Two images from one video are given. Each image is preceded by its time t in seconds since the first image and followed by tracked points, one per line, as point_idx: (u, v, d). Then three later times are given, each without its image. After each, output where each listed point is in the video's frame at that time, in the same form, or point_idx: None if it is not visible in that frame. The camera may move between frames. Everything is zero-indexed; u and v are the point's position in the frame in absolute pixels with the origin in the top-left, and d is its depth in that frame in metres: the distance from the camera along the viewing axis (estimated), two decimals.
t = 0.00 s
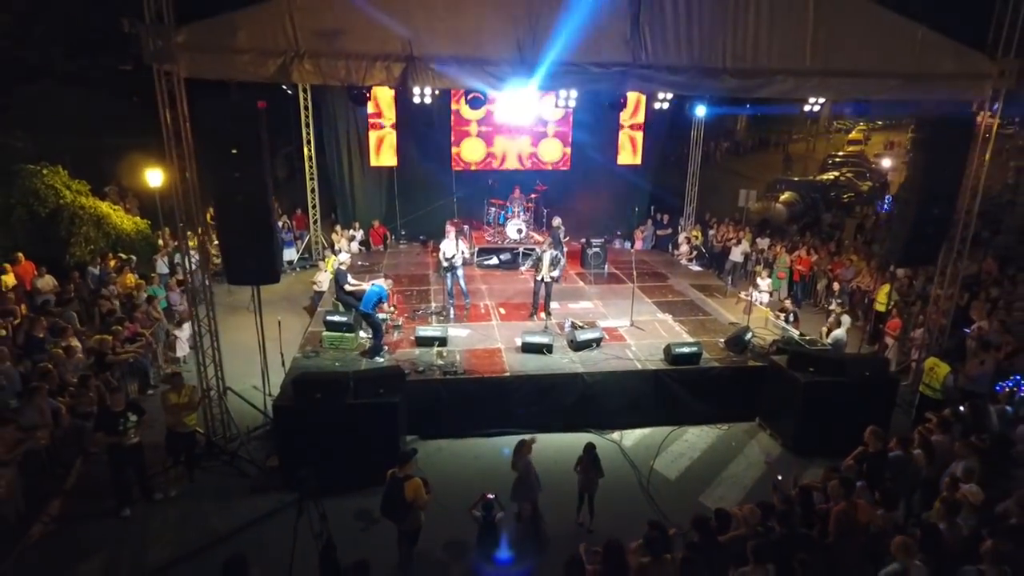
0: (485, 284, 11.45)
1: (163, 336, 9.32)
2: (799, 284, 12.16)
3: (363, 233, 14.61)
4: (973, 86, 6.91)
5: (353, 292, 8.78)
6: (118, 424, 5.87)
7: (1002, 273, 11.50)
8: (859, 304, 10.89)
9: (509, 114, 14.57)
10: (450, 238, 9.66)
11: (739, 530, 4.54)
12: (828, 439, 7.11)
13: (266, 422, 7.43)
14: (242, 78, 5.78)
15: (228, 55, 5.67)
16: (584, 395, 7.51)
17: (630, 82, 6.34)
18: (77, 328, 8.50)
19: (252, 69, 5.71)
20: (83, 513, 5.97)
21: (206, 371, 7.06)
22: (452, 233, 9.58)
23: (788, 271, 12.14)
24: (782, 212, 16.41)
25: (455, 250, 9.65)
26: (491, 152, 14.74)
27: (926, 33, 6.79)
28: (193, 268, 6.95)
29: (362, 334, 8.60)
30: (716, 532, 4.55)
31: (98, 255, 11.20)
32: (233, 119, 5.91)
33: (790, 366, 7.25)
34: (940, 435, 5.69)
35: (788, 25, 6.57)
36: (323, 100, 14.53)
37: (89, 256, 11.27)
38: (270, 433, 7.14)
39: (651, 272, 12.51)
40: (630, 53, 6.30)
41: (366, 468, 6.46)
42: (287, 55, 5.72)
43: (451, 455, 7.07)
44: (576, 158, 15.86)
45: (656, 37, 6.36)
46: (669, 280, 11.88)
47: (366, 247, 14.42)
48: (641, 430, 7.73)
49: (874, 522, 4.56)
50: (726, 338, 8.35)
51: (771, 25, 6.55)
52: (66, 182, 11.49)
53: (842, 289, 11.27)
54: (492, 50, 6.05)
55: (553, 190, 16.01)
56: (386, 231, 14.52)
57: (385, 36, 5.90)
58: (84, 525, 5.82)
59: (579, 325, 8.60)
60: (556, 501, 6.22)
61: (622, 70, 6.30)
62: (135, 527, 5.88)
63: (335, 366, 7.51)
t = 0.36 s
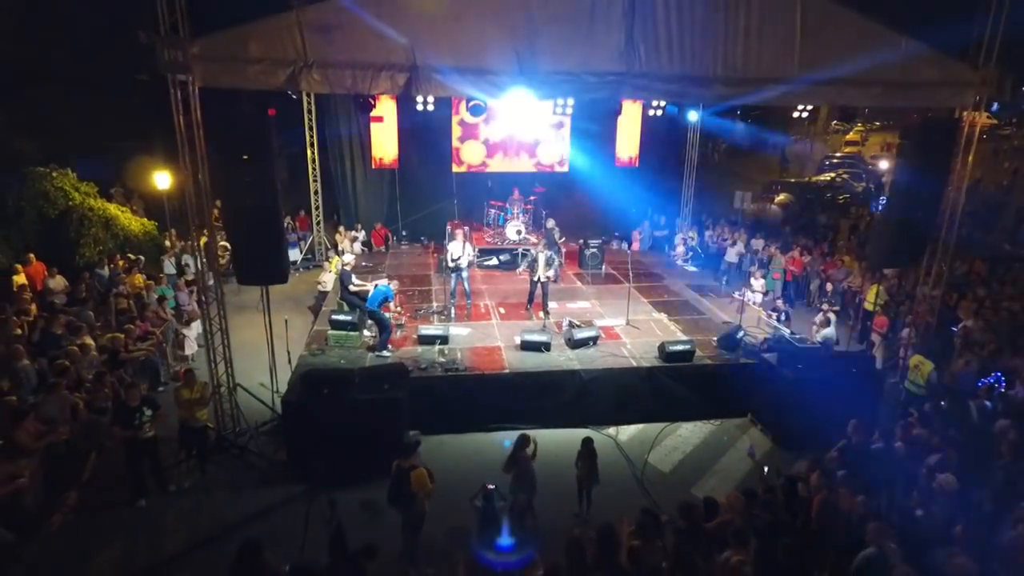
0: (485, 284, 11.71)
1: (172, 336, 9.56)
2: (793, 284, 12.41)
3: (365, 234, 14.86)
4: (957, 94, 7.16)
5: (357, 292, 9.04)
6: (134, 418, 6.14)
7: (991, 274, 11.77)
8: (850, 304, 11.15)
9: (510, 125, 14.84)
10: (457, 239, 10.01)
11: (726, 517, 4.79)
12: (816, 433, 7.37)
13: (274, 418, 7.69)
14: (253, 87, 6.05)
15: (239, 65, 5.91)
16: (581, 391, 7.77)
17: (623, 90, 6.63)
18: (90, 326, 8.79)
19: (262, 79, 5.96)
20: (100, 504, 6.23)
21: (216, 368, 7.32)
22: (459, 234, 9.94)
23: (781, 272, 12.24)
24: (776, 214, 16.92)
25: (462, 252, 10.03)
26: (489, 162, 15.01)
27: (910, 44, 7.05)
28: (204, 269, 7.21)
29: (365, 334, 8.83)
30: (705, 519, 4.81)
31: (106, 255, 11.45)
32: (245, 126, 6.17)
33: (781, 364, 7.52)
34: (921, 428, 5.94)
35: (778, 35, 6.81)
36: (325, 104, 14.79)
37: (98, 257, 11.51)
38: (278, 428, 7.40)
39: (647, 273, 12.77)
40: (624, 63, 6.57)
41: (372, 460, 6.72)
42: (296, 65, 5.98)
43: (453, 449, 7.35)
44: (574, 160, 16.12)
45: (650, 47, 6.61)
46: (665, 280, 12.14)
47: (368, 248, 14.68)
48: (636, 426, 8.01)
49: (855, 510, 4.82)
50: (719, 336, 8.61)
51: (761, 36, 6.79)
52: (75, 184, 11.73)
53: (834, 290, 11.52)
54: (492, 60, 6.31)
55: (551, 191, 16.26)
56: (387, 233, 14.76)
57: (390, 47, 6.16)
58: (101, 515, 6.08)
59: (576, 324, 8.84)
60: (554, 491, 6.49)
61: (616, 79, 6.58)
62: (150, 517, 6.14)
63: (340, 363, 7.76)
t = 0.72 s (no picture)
0: (485, 284, 11.98)
1: (180, 334, 9.83)
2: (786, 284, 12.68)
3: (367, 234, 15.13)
4: (937, 99, 7.46)
5: (361, 291, 9.30)
6: (149, 412, 6.38)
7: (979, 274, 12.04)
8: (841, 303, 11.43)
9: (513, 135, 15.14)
10: (463, 239, 10.32)
11: (714, 503, 5.05)
12: (804, 426, 7.66)
13: (281, 413, 7.96)
14: (263, 95, 6.35)
15: (250, 74, 6.23)
16: (578, 387, 8.03)
17: (618, 96, 6.90)
18: (103, 324, 9.10)
19: (271, 86, 6.28)
20: (115, 495, 6.49)
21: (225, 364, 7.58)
22: (466, 236, 10.28)
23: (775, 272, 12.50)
24: (771, 214, 17.26)
25: (468, 252, 10.34)
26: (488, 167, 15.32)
27: (895, 51, 7.30)
28: (213, 269, 7.47)
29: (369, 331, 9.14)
30: (693, 505, 5.07)
31: (115, 255, 11.70)
32: (254, 131, 6.43)
33: (770, 359, 7.79)
34: (901, 421, 6.21)
35: (768, 43, 7.07)
36: (327, 107, 15.06)
37: (106, 257, 11.77)
38: (285, 422, 7.66)
39: (644, 272, 13.05)
40: (618, 70, 6.84)
41: (376, 453, 6.99)
42: (304, 73, 6.28)
43: (454, 442, 7.64)
44: (572, 162, 16.41)
45: (643, 55, 6.88)
46: (660, 280, 12.42)
47: (369, 248, 14.95)
48: (631, 420, 8.29)
49: (836, 496, 5.09)
50: (711, 334, 8.87)
51: (751, 45, 7.04)
52: (83, 186, 12.04)
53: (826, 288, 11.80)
54: (492, 68, 6.58)
55: (550, 193, 16.49)
56: (389, 233, 15.02)
57: (394, 55, 6.41)
58: (116, 505, 6.34)
59: (572, 322, 9.09)
60: (551, 480, 6.77)
61: (611, 86, 6.85)
62: (164, 506, 6.40)
63: (345, 359, 8.05)
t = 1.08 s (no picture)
0: (486, 284, 12.25)
1: (190, 333, 10.08)
2: (780, 284, 12.93)
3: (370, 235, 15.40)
4: (922, 106, 7.73)
5: (365, 290, 9.56)
6: (164, 406, 6.67)
7: (968, 274, 12.34)
8: (833, 302, 11.70)
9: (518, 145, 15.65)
10: (466, 240, 10.60)
11: (703, 492, 5.32)
12: (793, 421, 7.94)
13: (289, 409, 8.23)
14: (274, 103, 6.63)
15: (262, 83, 6.51)
16: (576, 383, 8.29)
17: (613, 104, 7.19)
18: (115, 323, 9.37)
19: (282, 95, 6.55)
20: (131, 486, 6.77)
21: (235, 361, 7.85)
22: (469, 238, 10.57)
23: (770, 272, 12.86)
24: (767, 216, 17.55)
25: (471, 253, 10.63)
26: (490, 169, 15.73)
27: (882, 60, 7.55)
28: (223, 270, 7.74)
29: (373, 329, 9.39)
30: (684, 493, 5.34)
31: (124, 255, 11.97)
32: (264, 138, 6.70)
33: (761, 357, 8.05)
34: (885, 415, 6.48)
35: (758, 52, 7.34)
36: (330, 110, 15.35)
37: (116, 257, 12.04)
38: (293, 417, 7.94)
39: (641, 273, 13.30)
40: (614, 78, 7.13)
41: (382, 447, 7.27)
42: (313, 82, 6.56)
43: (456, 437, 7.92)
44: (571, 164, 16.67)
45: (637, 63, 7.15)
46: (657, 280, 12.70)
47: (372, 249, 15.21)
48: (627, 416, 8.58)
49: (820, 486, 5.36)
50: (706, 333, 9.14)
51: (742, 54, 7.31)
52: (91, 188, 12.39)
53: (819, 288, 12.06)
54: (493, 77, 6.85)
55: (549, 194, 16.75)
56: (391, 234, 15.28)
57: (399, 64, 6.69)
58: (133, 496, 6.61)
59: (571, 321, 9.37)
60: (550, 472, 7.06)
61: (607, 94, 7.15)
62: (178, 498, 6.67)
63: (350, 357, 8.31)
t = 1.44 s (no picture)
0: (486, 286, 12.56)
1: (199, 334, 10.36)
2: (774, 286, 13.21)
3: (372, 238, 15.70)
4: (907, 115, 8.02)
5: (369, 293, 9.85)
6: (177, 404, 6.96)
7: (955, 275, 12.67)
8: (825, 304, 12.01)
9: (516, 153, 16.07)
10: (466, 243, 10.91)
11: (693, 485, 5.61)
12: (783, 419, 8.24)
13: (297, 408, 8.51)
14: (283, 114, 6.93)
15: (272, 95, 6.80)
16: (573, 383, 8.60)
17: (609, 114, 7.48)
18: (127, 324, 9.66)
19: (291, 106, 6.84)
20: (146, 482, 7.04)
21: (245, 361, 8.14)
22: (470, 241, 10.86)
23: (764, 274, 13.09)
24: (762, 218, 17.52)
25: (471, 255, 10.91)
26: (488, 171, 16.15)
27: (867, 72, 7.85)
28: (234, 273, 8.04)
29: (377, 330, 9.68)
30: (675, 486, 5.62)
31: (134, 258, 12.26)
32: (274, 148, 6.98)
33: (752, 357, 8.35)
34: (869, 413, 6.78)
35: (748, 65, 7.63)
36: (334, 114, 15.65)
37: (125, 260, 12.33)
38: (300, 415, 8.23)
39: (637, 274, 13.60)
40: (609, 90, 7.42)
41: (387, 444, 7.56)
42: (321, 94, 6.85)
43: (460, 434, 8.25)
44: (570, 167, 16.99)
45: (631, 75, 7.44)
46: (653, 282, 13.00)
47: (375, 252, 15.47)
48: (623, 415, 8.88)
49: (804, 479, 5.65)
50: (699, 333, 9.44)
51: (733, 66, 7.60)
52: (101, 193, 12.72)
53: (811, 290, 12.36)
54: (493, 89, 7.16)
55: (548, 198, 17.05)
56: (393, 237, 15.58)
57: (403, 77, 6.98)
58: (148, 490, 6.88)
59: (569, 322, 9.67)
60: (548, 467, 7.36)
61: (603, 104, 7.43)
62: (191, 492, 6.94)
63: (356, 357, 8.61)
